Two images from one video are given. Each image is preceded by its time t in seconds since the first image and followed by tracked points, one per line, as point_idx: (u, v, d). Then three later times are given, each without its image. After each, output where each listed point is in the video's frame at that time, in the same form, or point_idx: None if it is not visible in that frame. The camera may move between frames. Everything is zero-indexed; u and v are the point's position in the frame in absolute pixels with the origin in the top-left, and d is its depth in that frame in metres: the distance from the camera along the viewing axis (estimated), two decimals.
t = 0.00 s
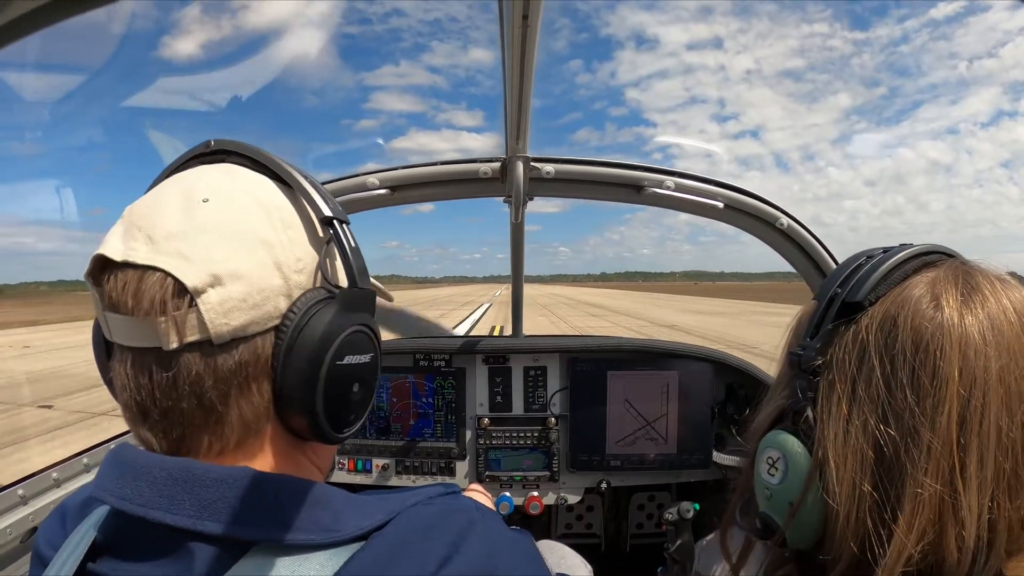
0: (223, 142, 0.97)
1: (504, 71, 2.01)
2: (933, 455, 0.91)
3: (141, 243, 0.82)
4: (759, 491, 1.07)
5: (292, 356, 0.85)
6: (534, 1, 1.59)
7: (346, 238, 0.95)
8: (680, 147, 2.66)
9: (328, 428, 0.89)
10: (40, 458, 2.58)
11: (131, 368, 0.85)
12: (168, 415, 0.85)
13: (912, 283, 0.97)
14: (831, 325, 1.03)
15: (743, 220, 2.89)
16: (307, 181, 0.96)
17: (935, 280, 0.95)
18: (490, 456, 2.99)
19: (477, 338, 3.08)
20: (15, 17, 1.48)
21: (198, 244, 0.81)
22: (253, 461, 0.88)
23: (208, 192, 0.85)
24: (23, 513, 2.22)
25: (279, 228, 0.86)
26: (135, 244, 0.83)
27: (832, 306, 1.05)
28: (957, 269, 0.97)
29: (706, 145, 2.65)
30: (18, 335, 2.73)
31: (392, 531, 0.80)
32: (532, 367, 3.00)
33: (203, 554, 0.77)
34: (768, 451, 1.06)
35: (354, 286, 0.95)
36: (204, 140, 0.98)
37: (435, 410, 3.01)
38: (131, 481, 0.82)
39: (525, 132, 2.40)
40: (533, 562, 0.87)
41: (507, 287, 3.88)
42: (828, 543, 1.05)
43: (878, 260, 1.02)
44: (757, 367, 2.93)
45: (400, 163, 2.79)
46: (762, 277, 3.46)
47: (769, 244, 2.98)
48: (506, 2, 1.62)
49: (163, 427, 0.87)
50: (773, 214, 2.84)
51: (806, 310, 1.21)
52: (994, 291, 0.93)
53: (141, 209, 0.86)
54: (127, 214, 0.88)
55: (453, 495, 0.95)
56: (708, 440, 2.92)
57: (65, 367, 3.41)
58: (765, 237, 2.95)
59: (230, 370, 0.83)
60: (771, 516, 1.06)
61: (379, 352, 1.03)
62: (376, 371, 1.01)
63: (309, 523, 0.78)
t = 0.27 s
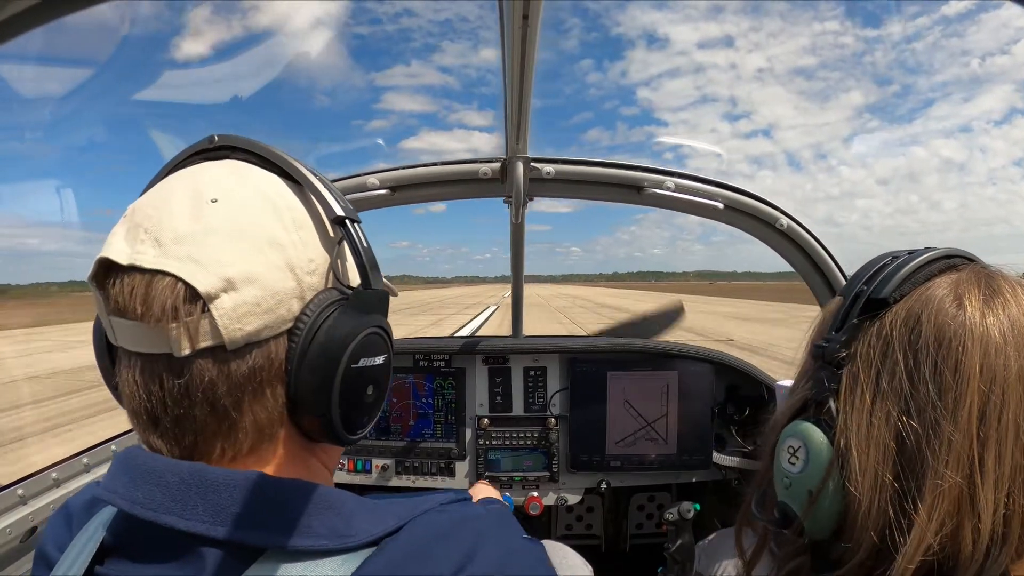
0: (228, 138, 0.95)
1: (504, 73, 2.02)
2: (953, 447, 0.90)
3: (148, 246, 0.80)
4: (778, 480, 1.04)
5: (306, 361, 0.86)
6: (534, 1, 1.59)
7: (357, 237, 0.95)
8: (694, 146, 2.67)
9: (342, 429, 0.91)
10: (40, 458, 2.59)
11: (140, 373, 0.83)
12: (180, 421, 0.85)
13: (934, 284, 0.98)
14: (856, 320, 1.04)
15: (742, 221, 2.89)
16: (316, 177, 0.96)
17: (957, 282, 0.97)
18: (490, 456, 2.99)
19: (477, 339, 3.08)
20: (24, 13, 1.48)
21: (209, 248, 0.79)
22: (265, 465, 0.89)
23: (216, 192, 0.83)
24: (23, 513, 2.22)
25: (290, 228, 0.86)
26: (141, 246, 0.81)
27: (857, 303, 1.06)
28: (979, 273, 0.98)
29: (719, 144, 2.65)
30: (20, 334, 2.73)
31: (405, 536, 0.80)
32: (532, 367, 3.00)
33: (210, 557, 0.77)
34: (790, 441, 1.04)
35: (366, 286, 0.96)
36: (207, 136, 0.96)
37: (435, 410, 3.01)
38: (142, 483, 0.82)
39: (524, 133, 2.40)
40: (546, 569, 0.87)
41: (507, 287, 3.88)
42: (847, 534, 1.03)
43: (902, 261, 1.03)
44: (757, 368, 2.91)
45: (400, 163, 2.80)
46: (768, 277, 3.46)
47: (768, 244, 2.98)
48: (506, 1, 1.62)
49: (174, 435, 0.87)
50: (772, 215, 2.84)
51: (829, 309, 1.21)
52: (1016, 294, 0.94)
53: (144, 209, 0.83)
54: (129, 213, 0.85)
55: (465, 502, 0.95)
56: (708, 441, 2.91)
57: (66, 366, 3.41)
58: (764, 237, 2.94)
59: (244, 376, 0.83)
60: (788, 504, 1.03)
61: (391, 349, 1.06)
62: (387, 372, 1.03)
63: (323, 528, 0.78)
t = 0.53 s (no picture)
0: (247, 135, 0.96)
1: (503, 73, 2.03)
2: (961, 419, 0.90)
3: (172, 242, 0.80)
4: (794, 456, 1.05)
5: (332, 358, 0.86)
6: (533, 0, 1.59)
7: (377, 231, 0.97)
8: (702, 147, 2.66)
9: (365, 429, 0.91)
10: (40, 457, 2.58)
11: (161, 370, 0.83)
12: (201, 418, 0.84)
13: (945, 275, 1.00)
14: (871, 307, 1.05)
15: (743, 220, 2.89)
16: (343, 180, 0.96)
17: (969, 271, 0.98)
18: (490, 455, 2.99)
19: (477, 338, 3.08)
20: (30, 11, 1.48)
21: (235, 244, 0.79)
22: (284, 465, 0.89)
23: (240, 188, 0.83)
24: (23, 513, 2.22)
25: (314, 225, 0.86)
26: (164, 242, 0.80)
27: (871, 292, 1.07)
28: (989, 265, 1.00)
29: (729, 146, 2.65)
30: (21, 333, 2.72)
31: (418, 539, 0.80)
32: (532, 366, 3.00)
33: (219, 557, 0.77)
34: (805, 417, 1.05)
35: (393, 283, 1.00)
36: (227, 132, 0.97)
37: (435, 409, 3.01)
38: (155, 482, 0.82)
39: (523, 132, 2.40)
40: (557, 573, 0.87)
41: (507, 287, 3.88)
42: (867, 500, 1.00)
43: (910, 258, 1.05)
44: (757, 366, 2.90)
45: (400, 163, 2.80)
46: (772, 277, 3.47)
47: (767, 243, 2.97)
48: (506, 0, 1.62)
49: (194, 432, 0.86)
50: (772, 214, 2.84)
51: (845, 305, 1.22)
52: None
53: (166, 206, 0.83)
54: (147, 209, 0.84)
55: (476, 505, 0.95)
56: (707, 438, 2.91)
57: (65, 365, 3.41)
58: (763, 236, 2.94)
59: (269, 373, 0.83)
60: (803, 481, 1.03)
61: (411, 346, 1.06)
62: (407, 372, 1.03)
63: (336, 529, 0.78)
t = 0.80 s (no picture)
0: (249, 135, 0.96)
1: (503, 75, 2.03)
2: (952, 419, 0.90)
3: (176, 244, 0.79)
4: (788, 455, 1.05)
5: (337, 360, 0.86)
6: (533, 1, 1.59)
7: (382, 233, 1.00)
8: (703, 146, 2.66)
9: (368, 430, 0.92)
10: (40, 457, 2.58)
11: (164, 373, 0.82)
12: (206, 421, 0.84)
13: (939, 279, 1.01)
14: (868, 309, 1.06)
15: (742, 221, 2.89)
16: (348, 183, 0.97)
17: (964, 276, 0.99)
18: (490, 456, 2.98)
19: (477, 339, 3.08)
20: (30, 10, 1.48)
21: (241, 246, 0.79)
22: (287, 467, 0.90)
23: (246, 190, 0.83)
24: (22, 513, 2.22)
25: (320, 228, 0.86)
26: (168, 243, 0.79)
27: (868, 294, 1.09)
28: (984, 269, 1.00)
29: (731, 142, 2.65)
30: (20, 333, 2.72)
31: (418, 543, 0.81)
32: (531, 367, 3.00)
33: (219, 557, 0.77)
34: (801, 416, 1.04)
35: (394, 287, 1.01)
36: (229, 132, 0.96)
37: (434, 410, 3.01)
38: (156, 484, 0.81)
39: (521, 133, 2.40)
40: None
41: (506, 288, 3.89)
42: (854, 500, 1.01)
43: (904, 262, 1.06)
44: (756, 366, 2.91)
45: (400, 163, 2.79)
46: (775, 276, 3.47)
47: (766, 244, 2.97)
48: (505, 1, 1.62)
49: (198, 435, 0.86)
50: (771, 215, 2.84)
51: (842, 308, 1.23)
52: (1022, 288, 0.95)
53: (170, 207, 0.81)
54: (150, 210, 0.83)
55: (477, 508, 0.96)
56: (706, 438, 2.91)
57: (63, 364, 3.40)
58: (763, 237, 2.94)
59: (274, 375, 0.83)
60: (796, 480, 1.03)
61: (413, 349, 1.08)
62: (410, 373, 1.04)
63: (336, 532, 0.79)
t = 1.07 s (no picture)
0: (253, 139, 0.98)
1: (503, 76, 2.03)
2: (933, 420, 0.91)
3: (164, 231, 0.82)
4: (776, 456, 1.09)
5: (311, 353, 0.84)
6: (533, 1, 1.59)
7: (370, 237, 0.96)
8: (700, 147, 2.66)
9: (343, 431, 0.89)
10: (40, 458, 2.58)
11: (145, 355, 0.84)
12: (179, 405, 0.84)
13: (925, 280, 1.00)
14: (853, 310, 1.07)
15: (743, 222, 2.89)
16: (339, 183, 0.96)
17: (951, 276, 0.98)
18: (490, 457, 2.99)
19: (476, 340, 3.08)
20: (29, 13, 1.48)
21: (220, 234, 0.81)
22: (263, 461, 0.88)
23: (236, 185, 0.85)
24: (22, 514, 2.22)
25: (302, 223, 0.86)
26: (159, 232, 0.83)
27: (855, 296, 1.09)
28: (972, 269, 0.99)
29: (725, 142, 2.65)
30: (19, 334, 2.73)
31: (408, 540, 0.81)
32: (531, 368, 3.00)
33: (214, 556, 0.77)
34: (787, 418, 1.09)
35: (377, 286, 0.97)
36: (235, 137, 0.99)
37: (434, 411, 3.01)
38: (147, 483, 0.81)
39: (522, 133, 2.40)
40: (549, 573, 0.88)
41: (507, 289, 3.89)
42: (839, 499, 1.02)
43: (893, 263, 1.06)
44: (756, 367, 2.91)
45: (400, 164, 2.79)
46: (775, 276, 3.46)
47: (766, 244, 2.98)
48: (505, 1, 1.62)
49: (174, 419, 0.87)
50: (772, 215, 2.84)
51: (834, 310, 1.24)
52: (1009, 289, 0.94)
53: (166, 199, 0.86)
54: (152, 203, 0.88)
55: (470, 505, 0.96)
56: (707, 440, 2.92)
57: (64, 367, 3.41)
58: (763, 237, 2.94)
59: (246, 364, 0.82)
60: (783, 480, 1.06)
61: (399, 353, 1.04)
62: (395, 378, 1.00)
63: (330, 529, 0.79)
